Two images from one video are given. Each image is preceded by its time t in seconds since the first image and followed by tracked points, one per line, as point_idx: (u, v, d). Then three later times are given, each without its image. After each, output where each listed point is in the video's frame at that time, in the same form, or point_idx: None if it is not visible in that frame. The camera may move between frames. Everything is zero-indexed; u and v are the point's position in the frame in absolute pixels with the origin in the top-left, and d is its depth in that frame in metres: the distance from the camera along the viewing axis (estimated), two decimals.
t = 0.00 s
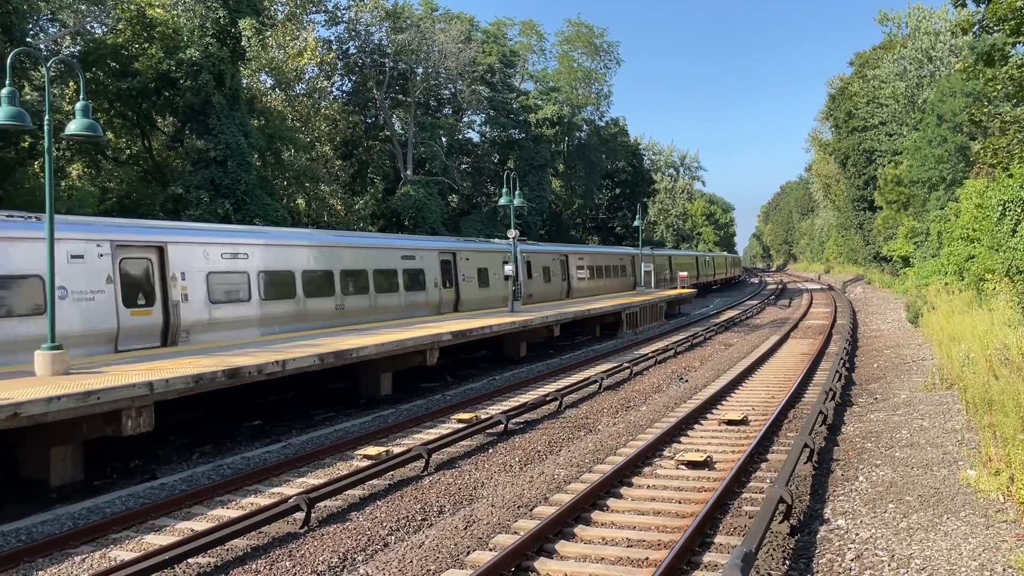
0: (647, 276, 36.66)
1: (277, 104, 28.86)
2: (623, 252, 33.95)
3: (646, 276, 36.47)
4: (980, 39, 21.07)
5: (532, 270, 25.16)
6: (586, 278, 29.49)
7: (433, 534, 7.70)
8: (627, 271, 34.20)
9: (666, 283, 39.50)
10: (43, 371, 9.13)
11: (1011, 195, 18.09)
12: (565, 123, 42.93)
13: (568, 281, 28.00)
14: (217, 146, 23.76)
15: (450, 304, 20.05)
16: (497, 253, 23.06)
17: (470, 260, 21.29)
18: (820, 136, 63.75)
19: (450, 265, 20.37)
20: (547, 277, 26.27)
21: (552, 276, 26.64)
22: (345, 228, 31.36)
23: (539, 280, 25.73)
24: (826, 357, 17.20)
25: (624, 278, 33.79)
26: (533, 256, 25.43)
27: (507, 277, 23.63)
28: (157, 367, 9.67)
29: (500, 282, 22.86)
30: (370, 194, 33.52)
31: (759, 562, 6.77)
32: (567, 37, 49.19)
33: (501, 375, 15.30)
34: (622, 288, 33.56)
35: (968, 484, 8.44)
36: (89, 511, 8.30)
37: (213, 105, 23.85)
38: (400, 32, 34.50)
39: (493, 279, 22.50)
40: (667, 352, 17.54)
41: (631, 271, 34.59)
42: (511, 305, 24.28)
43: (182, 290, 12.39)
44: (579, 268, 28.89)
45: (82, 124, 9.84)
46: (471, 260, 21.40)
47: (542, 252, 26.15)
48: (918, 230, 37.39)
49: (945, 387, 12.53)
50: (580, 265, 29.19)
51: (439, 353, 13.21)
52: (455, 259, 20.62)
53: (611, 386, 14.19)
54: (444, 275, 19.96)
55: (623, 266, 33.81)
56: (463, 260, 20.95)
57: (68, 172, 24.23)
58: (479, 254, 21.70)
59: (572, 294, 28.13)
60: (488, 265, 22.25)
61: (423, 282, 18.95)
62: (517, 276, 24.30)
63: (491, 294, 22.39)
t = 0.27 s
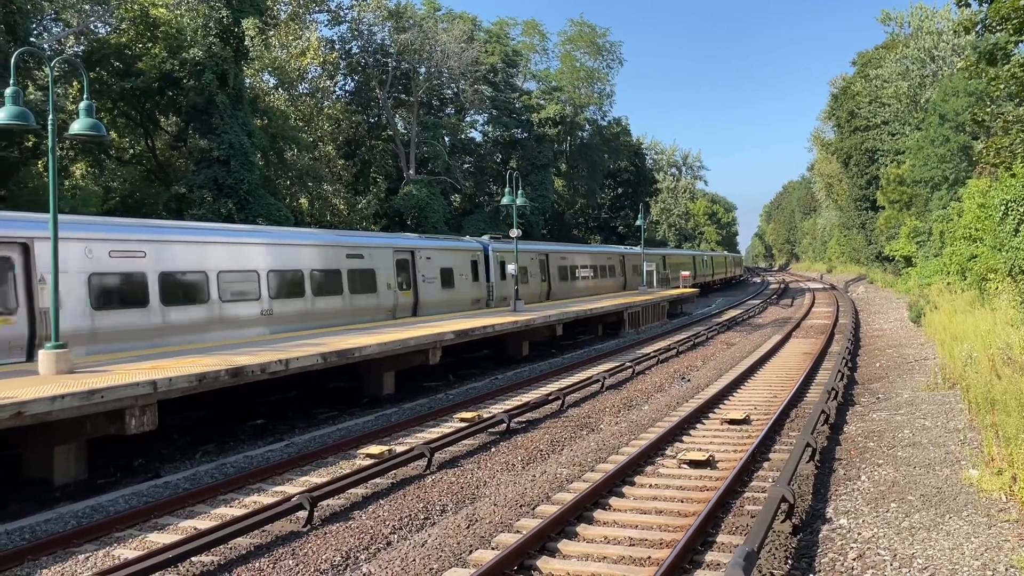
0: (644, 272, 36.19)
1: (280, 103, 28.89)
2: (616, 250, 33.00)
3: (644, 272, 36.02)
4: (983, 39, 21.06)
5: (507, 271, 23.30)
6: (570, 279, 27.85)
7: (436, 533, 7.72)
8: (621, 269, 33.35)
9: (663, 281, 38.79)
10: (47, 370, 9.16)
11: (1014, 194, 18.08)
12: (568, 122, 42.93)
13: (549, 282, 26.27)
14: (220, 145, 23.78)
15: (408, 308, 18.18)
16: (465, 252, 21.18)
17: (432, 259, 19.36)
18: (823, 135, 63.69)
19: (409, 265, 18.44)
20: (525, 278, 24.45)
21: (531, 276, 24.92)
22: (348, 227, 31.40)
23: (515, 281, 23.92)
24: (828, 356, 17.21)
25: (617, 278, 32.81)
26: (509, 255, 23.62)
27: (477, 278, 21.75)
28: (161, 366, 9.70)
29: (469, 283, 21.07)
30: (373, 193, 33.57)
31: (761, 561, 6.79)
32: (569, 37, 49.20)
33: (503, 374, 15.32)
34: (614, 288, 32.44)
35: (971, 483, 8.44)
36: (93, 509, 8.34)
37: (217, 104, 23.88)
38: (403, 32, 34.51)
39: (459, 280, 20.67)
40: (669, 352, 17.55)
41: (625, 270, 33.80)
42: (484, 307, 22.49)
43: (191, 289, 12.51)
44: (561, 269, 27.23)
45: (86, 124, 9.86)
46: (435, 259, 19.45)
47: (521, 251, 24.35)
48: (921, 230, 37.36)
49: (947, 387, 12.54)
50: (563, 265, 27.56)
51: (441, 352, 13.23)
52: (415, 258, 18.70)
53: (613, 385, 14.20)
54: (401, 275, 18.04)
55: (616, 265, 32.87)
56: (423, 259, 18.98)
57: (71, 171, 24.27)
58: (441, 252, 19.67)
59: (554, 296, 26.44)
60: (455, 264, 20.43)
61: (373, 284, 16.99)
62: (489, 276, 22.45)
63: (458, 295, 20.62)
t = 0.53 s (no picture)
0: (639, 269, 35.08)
1: (283, 102, 28.85)
2: (608, 248, 31.54)
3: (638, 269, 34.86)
4: (988, 37, 20.99)
5: (475, 270, 21.32)
6: (552, 279, 26.02)
7: (438, 532, 7.70)
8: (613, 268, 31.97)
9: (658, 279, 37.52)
10: (49, 368, 9.15)
11: (1019, 193, 18.00)
12: (571, 120, 42.86)
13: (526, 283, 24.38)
14: (222, 144, 23.77)
15: (354, 311, 16.20)
16: (426, 250, 19.19)
17: (384, 258, 17.36)
18: (826, 133, 63.56)
19: (357, 264, 16.49)
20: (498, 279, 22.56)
21: (506, 277, 23.01)
22: (350, 226, 31.40)
23: (486, 281, 21.96)
24: (832, 355, 17.16)
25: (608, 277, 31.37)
26: (479, 253, 21.65)
27: (441, 278, 19.80)
28: (163, 364, 9.69)
29: (430, 285, 19.07)
30: (376, 192, 33.57)
31: (764, 560, 6.77)
32: (572, 35, 49.15)
33: (506, 373, 15.30)
34: (603, 287, 30.95)
35: (975, 483, 8.41)
36: (96, 507, 8.33)
37: (219, 103, 23.87)
38: (405, 30, 34.46)
39: (419, 281, 18.71)
40: (672, 350, 17.52)
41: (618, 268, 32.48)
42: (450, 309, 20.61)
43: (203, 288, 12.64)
44: (541, 268, 25.32)
45: (89, 122, 9.85)
46: (387, 257, 17.47)
47: (494, 250, 22.43)
48: (925, 228, 37.26)
49: (951, 386, 12.50)
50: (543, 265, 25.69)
51: (444, 351, 13.20)
52: (364, 256, 16.70)
53: (616, 384, 14.18)
54: (346, 276, 16.08)
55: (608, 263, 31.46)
56: (373, 257, 16.99)
57: (74, 170, 24.29)
58: (396, 249, 17.74)
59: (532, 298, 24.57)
60: (413, 263, 18.46)
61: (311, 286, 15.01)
62: (456, 277, 20.53)
63: (418, 298, 18.66)
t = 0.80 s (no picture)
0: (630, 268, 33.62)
1: (286, 99, 28.81)
2: (595, 245, 29.99)
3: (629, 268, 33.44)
4: (993, 34, 20.93)
5: (438, 270, 19.31)
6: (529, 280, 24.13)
7: (442, 530, 7.71)
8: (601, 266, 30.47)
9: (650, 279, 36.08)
10: (53, 366, 9.17)
11: None
12: (574, 118, 42.81)
13: (498, 284, 22.40)
14: (226, 142, 23.78)
15: (287, 316, 14.30)
16: (379, 247, 17.25)
17: (325, 255, 15.45)
18: (830, 131, 63.45)
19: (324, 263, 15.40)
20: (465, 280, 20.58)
21: (476, 278, 21.07)
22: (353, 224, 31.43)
23: (451, 281, 20.01)
24: (835, 353, 17.13)
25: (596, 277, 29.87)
26: (443, 252, 19.70)
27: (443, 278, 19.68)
28: (167, 362, 9.69)
29: (385, 286, 17.21)
30: (379, 190, 33.58)
31: (768, 558, 6.76)
32: (575, 33, 49.11)
33: (509, 371, 15.29)
34: (590, 287, 29.38)
35: (979, 481, 8.40)
36: (100, 505, 8.35)
37: (222, 101, 23.86)
38: (409, 28, 34.43)
39: (370, 282, 16.78)
40: (676, 349, 17.50)
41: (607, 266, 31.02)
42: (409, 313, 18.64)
43: (213, 285, 12.76)
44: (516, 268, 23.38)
45: (92, 120, 9.86)
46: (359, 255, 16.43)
47: (460, 248, 20.47)
48: (928, 226, 37.20)
49: (955, 384, 12.48)
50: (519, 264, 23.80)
51: (447, 349, 13.19)
52: (300, 253, 14.78)
53: (619, 382, 14.16)
54: (281, 275, 14.22)
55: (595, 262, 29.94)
56: (312, 255, 15.09)
57: (78, 168, 24.33)
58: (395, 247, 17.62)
59: (505, 299, 22.64)
60: (360, 262, 16.49)
61: (273, 286, 14.00)
62: (415, 277, 18.56)
63: (369, 300, 16.83)
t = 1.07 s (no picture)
0: (621, 267, 32.12)
1: (289, 98, 28.78)
2: (583, 243, 28.35)
3: (620, 267, 31.97)
4: (996, 31, 20.88)
5: (393, 269, 17.24)
6: (502, 279, 22.15)
7: (445, 527, 7.71)
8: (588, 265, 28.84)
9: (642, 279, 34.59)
10: (57, 363, 9.18)
11: None
12: (576, 116, 42.79)
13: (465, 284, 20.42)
14: (228, 140, 23.79)
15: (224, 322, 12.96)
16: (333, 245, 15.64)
17: (253, 253, 13.56)
18: (832, 129, 63.38)
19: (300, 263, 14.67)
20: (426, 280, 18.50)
21: (439, 277, 19.05)
22: (356, 222, 31.46)
23: (410, 281, 17.97)
24: (838, 351, 17.11)
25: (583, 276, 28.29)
26: (401, 249, 17.65)
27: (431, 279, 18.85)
28: (170, 360, 9.70)
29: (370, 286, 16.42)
30: (381, 188, 33.59)
31: (771, 556, 6.76)
32: (578, 31, 49.11)
33: (511, 369, 15.29)
34: (574, 286, 27.69)
35: (982, 479, 8.40)
36: (103, 503, 8.36)
37: (225, 99, 23.87)
38: (411, 26, 34.42)
39: (308, 283, 14.80)
40: (678, 347, 17.49)
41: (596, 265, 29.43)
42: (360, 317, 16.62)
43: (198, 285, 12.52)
44: (487, 267, 21.42)
45: (96, 119, 9.87)
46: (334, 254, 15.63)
47: (421, 245, 18.42)
48: (931, 225, 37.18)
49: (958, 382, 12.47)
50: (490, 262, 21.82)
51: (450, 347, 13.18)
52: (242, 251, 13.43)
53: (621, 380, 14.15)
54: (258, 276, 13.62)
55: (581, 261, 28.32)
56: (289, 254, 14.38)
57: (81, 166, 24.38)
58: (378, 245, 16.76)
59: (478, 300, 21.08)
60: (295, 260, 14.47)
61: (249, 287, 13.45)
62: (365, 278, 16.51)
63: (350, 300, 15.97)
